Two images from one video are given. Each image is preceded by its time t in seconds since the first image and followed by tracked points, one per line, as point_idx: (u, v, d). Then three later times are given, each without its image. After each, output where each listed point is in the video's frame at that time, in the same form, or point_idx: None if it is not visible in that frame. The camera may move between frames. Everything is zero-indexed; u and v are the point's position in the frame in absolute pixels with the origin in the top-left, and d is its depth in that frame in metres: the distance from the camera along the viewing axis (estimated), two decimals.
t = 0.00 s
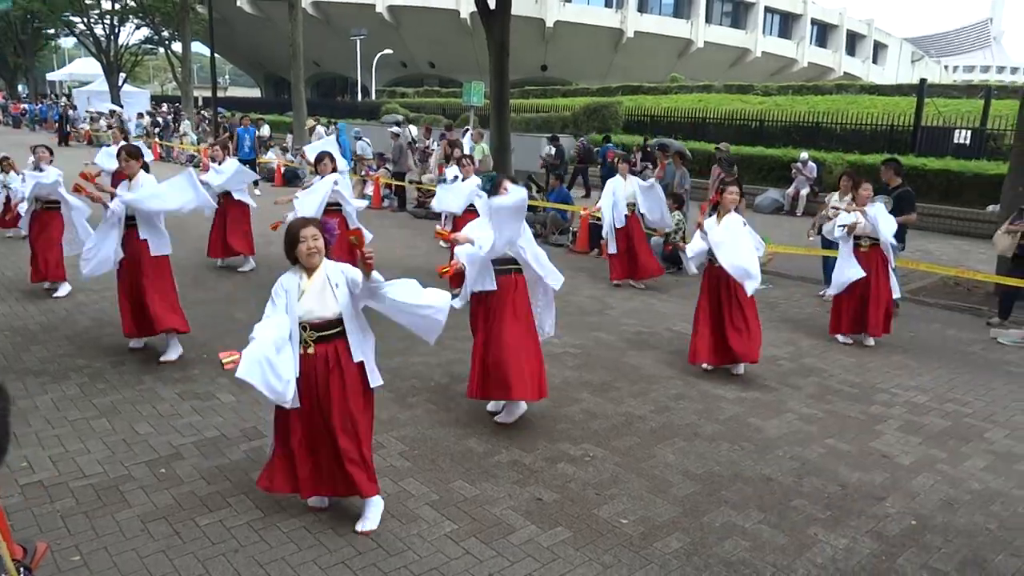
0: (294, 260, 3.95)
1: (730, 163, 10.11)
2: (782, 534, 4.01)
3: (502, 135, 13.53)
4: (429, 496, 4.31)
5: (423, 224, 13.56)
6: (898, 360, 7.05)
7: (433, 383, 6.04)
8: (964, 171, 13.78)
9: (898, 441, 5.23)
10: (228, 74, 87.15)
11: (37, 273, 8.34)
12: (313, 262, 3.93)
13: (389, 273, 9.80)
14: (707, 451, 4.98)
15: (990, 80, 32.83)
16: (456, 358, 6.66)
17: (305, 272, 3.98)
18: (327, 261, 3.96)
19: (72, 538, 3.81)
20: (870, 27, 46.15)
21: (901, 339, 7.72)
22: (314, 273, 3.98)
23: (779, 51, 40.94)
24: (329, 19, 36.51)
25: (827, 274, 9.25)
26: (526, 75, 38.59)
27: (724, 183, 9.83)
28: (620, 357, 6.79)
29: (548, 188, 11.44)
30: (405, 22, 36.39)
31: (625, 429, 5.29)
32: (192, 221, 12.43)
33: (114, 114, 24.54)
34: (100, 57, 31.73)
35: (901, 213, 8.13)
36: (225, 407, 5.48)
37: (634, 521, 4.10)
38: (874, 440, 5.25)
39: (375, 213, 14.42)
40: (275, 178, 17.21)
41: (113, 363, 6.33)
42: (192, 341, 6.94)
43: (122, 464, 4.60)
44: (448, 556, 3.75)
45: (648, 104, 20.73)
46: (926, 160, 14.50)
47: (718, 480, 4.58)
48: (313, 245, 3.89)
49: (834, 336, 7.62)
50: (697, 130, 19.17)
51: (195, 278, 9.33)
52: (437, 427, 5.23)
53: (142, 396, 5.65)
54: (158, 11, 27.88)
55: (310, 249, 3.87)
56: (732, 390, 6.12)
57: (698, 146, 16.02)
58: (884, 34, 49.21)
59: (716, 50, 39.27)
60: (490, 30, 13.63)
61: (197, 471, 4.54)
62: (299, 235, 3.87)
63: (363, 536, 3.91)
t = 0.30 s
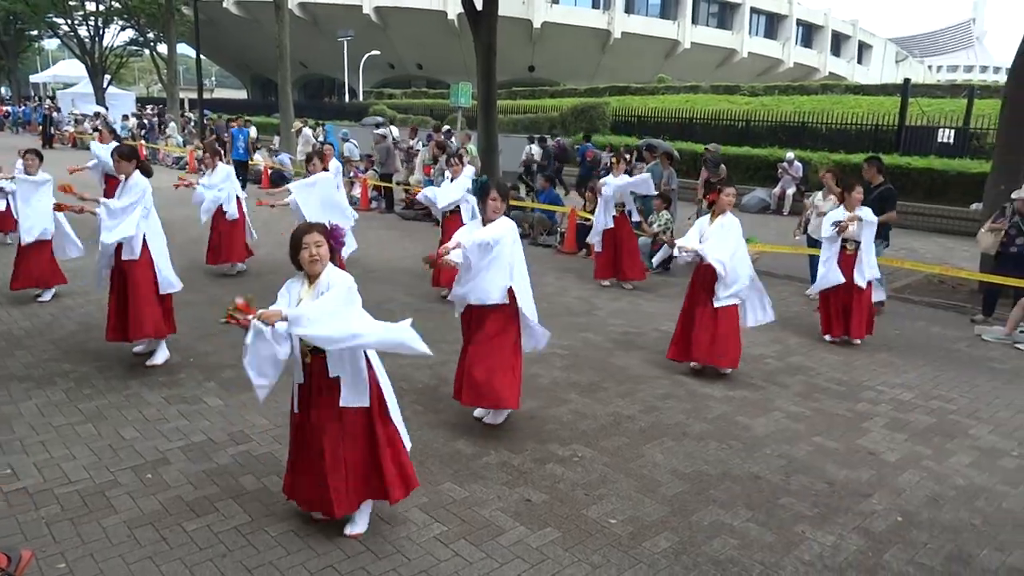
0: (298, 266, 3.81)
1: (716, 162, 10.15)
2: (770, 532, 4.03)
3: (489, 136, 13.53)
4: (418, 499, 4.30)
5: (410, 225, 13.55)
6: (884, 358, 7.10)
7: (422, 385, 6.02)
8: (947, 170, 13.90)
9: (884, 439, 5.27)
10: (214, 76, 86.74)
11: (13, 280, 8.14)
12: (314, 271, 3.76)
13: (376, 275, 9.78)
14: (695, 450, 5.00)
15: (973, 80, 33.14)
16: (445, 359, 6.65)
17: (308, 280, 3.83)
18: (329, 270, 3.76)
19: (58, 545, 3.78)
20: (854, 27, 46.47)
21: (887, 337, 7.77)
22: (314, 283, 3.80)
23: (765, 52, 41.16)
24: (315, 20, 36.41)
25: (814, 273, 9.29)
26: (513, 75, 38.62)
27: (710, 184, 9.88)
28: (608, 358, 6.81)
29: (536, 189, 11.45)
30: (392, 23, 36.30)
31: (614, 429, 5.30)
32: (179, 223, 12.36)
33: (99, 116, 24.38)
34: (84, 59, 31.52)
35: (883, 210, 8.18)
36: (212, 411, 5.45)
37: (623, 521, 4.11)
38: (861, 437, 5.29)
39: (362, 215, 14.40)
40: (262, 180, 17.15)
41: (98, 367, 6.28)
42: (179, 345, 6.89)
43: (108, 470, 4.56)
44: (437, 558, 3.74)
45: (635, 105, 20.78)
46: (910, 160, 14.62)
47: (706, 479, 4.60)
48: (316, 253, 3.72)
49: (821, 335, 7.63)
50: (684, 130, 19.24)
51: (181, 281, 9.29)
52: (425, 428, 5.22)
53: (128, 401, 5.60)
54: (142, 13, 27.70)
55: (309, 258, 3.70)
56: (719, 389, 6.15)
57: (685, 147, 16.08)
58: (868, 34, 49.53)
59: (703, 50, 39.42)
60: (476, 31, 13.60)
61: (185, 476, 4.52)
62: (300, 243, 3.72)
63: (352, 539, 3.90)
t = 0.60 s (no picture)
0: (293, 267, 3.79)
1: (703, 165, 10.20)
2: (758, 533, 4.05)
3: (477, 139, 13.53)
4: (406, 502, 4.29)
5: (399, 228, 13.54)
6: (870, 359, 7.14)
7: (411, 389, 6.01)
8: (933, 173, 14.02)
9: (871, 439, 5.30)
10: (201, 78, 86.47)
11: None
12: (309, 275, 3.76)
13: (364, 279, 9.77)
14: (683, 452, 5.01)
15: (959, 83, 33.42)
16: (433, 362, 6.65)
17: (303, 283, 3.82)
18: (323, 273, 3.76)
19: (42, 552, 3.75)
20: (841, 30, 46.75)
21: (874, 339, 7.82)
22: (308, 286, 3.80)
23: (752, 54, 41.39)
24: (304, 22, 36.33)
25: (800, 275, 9.34)
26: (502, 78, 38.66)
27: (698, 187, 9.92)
28: (597, 360, 6.82)
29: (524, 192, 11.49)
30: (381, 25, 36.24)
31: (602, 431, 5.30)
32: (166, 226, 12.30)
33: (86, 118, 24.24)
34: (70, 62, 31.32)
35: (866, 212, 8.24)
36: (198, 415, 5.43)
37: (611, 523, 4.11)
38: (848, 438, 5.32)
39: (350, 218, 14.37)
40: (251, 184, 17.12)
41: (84, 372, 6.23)
42: (165, 349, 6.85)
43: (94, 475, 4.53)
44: (424, 561, 3.74)
45: (623, 107, 20.84)
46: (896, 162, 14.73)
47: (693, 481, 4.61)
48: (311, 256, 3.72)
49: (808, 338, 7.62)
50: (672, 133, 19.32)
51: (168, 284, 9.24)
52: (413, 432, 5.22)
53: (114, 406, 5.57)
54: (129, 15, 27.57)
55: (305, 261, 3.70)
56: (707, 390, 6.18)
57: (673, 149, 16.14)
58: (855, 37, 49.83)
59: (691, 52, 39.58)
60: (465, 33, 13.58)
61: (171, 481, 4.49)
62: (295, 245, 3.71)
63: (340, 543, 3.90)
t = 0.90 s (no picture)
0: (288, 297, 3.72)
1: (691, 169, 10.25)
2: (746, 535, 4.07)
3: (465, 145, 13.54)
4: (397, 508, 4.28)
5: (388, 234, 13.53)
6: (856, 360, 7.20)
7: (400, 394, 6.01)
8: (918, 176, 14.14)
9: (858, 440, 5.34)
10: (188, 84, 86.13)
11: None
12: (307, 304, 3.71)
13: (355, 284, 9.75)
14: (672, 454, 5.03)
15: (943, 86, 33.76)
16: (422, 367, 6.65)
17: (299, 309, 3.77)
18: (321, 302, 3.75)
19: (29, 562, 3.72)
20: (826, 34, 47.07)
21: (861, 340, 7.87)
22: (309, 313, 3.76)
23: (739, 58, 41.59)
24: (291, 28, 36.28)
25: (788, 277, 9.39)
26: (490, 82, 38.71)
27: (686, 190, 9.97)
28: (586, 364, 6.84)
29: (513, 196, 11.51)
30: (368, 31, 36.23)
31: (592, 435, 5.32)
32: (153, 232, 12.25)
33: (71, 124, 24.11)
34: (56, 67, 31.10)
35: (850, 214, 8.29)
36: (186, 422, 5.40)
37: (601, 527, 4.12)
38: (835, 439, 5.36)
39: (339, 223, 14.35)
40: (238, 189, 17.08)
41: (70, 380, 6.19)
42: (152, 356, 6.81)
43: (81, 483, 4.50)
44: (415, 567, 3.73)
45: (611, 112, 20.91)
46: (881, 164, 14.85)
47: (683, 484, 4.62)
48: (309, 286, 3.66)
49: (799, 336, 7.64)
50: (660, 137, 19.40)
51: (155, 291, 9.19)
52: (404, 437, 5.22)
53: (101, 413, 5.53)
54: (115, 20, 27.45)
55: (303, 292, 3.64)
56: (696, 393, 6.20)
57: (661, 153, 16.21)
58: (840, 41, 50.14)
59: (678, 56, 39.75)
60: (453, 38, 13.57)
61: (159, 489, 4.46)
62: (294, 275, 3.63)
63: (330, 551, 3.87)
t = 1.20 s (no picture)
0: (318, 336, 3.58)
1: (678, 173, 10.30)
2: (733, 538, 4.07)
3: (453, 148, 13.54)
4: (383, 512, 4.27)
5: (375, 237, 13.51)
6: (841, 363, 7.24)
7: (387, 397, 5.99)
8: (902, 180, 14.27)
9: (843, 442, 5.37)
10: (174, 86, 85.67)
11: None
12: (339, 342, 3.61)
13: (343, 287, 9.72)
14: (659, 457, 5.04)
15: (928, 91, 34.06)
16: (409, 371, 6.63)
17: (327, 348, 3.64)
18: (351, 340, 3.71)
19: (10, 568, 3.68)
20: (813, 40, 47.43)
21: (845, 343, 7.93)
22: (340, 349, 3.68)
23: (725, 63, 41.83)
24: (278, 30, 36.18)
25: (773, 280, 9.44)
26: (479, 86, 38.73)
27: (673, 194, 10.00)
28: (574, 367, 6.85)
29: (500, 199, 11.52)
30: (356, 33, 36.18)
31: (579, 437, 5.32)
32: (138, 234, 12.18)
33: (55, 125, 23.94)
34: (40, 68, 30.86)
35: (834, 218, 8.35)
36: (171, 426, 5.36)
37: (588, 530, 4.12)
38: (820, 441, 5.38)
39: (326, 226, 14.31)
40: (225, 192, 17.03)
41: (54, 384, 6.13)
42: (136, 359, 6.75)
43: (64, 488, 4.46)
44: (402, 571, 3.72)
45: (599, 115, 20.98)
46: (866, 169, 14.97)
47: (670, 486, 4.63)
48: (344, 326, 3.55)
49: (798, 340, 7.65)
50: (648, 141, 19.48)
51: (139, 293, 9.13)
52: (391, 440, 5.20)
53: (85, 418, 5.48)
54: (100, 21, 27.27)
55: (340, 330, 3.53)
56: (683, 396, 6.22)
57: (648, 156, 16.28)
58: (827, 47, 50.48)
59: (665, 61, 39.91)
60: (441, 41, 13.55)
61: (143, 494, 4.42)
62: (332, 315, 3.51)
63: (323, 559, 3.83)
